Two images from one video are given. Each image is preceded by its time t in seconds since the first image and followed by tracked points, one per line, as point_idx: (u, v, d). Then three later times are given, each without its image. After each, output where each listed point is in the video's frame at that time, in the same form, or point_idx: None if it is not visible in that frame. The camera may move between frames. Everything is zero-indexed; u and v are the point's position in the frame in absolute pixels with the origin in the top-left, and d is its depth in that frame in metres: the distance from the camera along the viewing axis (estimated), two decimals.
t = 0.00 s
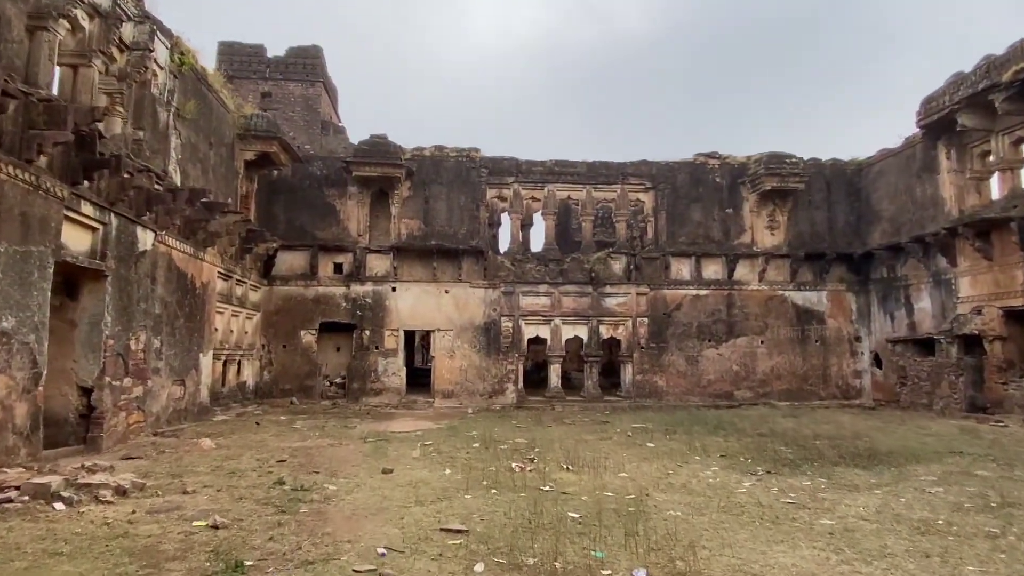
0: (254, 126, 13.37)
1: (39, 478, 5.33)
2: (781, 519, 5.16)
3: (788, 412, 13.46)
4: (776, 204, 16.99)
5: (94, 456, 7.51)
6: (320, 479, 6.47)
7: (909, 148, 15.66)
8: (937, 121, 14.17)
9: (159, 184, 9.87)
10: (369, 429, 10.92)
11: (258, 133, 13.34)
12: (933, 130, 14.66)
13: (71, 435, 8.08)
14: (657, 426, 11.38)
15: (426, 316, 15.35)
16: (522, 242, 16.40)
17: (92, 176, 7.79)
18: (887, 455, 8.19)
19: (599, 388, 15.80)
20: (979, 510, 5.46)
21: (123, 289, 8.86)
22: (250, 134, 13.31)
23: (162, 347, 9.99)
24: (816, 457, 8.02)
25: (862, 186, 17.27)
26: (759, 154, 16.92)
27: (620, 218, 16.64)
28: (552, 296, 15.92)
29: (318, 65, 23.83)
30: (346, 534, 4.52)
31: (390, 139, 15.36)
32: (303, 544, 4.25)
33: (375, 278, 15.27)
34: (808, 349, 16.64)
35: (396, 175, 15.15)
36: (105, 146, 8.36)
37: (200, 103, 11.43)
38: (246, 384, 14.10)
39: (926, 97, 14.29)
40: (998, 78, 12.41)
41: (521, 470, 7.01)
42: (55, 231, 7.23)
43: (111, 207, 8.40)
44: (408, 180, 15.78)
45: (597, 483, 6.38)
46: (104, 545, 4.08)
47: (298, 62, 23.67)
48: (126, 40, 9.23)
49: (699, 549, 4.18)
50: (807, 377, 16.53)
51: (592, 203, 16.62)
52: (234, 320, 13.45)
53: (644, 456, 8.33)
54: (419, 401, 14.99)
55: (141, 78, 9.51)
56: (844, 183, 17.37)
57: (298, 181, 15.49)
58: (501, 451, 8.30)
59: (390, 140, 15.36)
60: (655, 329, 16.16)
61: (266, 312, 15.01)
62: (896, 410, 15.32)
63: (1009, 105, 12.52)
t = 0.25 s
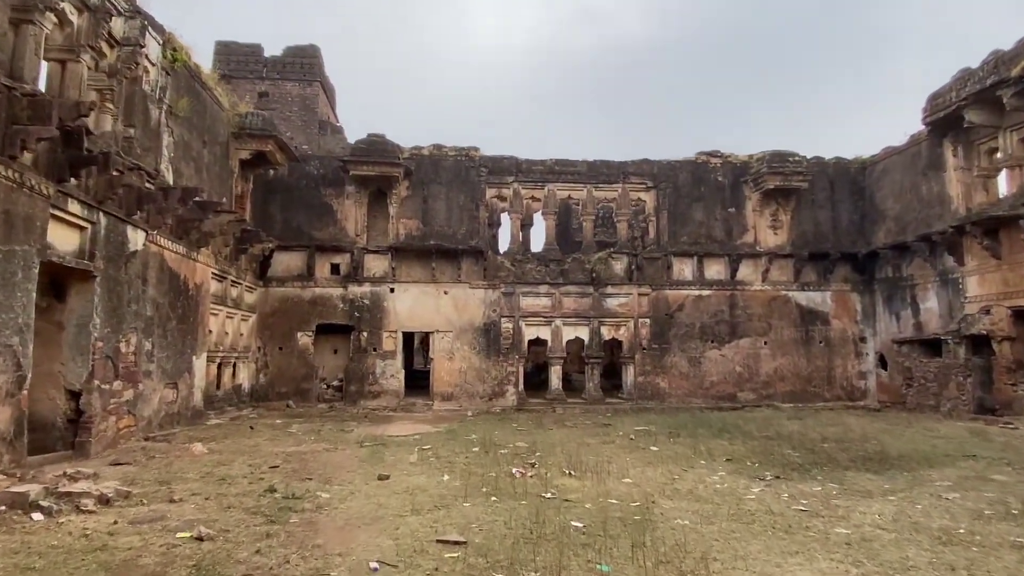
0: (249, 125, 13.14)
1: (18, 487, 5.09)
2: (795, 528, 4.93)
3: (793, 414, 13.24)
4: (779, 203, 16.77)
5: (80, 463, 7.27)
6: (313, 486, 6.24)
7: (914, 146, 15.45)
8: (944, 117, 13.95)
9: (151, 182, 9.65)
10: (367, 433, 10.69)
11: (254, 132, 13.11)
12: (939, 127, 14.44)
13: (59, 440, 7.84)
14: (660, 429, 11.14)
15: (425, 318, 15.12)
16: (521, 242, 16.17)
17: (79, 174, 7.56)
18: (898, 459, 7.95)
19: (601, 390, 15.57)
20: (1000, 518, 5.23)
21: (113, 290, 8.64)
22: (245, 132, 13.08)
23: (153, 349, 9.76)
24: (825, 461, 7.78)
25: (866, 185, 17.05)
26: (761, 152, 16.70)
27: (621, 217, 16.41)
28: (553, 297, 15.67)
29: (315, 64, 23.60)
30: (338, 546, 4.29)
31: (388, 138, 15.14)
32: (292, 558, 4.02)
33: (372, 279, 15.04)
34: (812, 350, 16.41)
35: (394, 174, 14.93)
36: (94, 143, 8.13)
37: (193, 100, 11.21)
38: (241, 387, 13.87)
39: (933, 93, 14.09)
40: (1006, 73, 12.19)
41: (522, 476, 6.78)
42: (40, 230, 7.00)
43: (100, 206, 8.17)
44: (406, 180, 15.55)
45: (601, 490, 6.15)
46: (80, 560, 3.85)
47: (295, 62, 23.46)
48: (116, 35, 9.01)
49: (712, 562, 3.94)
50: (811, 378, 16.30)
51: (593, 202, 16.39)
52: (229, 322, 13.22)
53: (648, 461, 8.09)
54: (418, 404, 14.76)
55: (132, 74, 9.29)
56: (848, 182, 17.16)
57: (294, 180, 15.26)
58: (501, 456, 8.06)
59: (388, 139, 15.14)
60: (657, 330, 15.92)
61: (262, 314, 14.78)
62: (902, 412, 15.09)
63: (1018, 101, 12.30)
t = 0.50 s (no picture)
0: (241, 121, 12.87)
1: None
2: (807, 537, 4.69)
3: (796, 416, 13.00)
4: (780, 201, 16.55)
5: (61, 468, 7.00)
6: (301, 492, 5.98)
7: (917, 143, 15.23)
8: (947, 114, 13.70)
9: (138, 179, 9.38)
10: (361, 435, 10.43)
11: (246, 128, 12.86)
12: (943, 124, 14.22)
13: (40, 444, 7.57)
14: (661, 431, 10.90)
15: (421, 318, 14.86)
16: (519, 241, 15.92)
17: (60, 168, 7.29)
18: (907, 462, 7.71)
19: (600, 392, 15.33)
20: (1021, 525, 4.99)
21: (97, 290, 8.37)
22: (237, 129, 12.82)
23: (140, 350, 9.50)
24: (832, 464, 7.54)
25: (868, 183, 16.84)
26: (762, 150, 16.48)
27: (620, 216, 16.16)
28: (551, 297, 15.41)
29: (311, 63, 23.36)
30: (323, 558, 4.04)
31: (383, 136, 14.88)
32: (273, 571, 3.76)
33: (368, 279, 14.78)
34: (814, 351, 16.19)
35: (389, 172, 14.67)
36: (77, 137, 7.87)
37: (183, 95, 10.95)
38: (234, 389, 13.60)
39: (935, 90, 13.84)
40: (1012, 68, 11.96)
41: (519, 480, 6.53)
42: (19, 226, 6.73)
43: (83, 202, 7.91)
44: (402, 178, 15.30)
45: (601, 496, 5.90)
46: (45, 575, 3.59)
47: (290, 60, 23.20)
48: (101, 27, 8.74)
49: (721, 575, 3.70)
50: (813, 379, 16.08)
51: (592, 200, 16.15)
52: (221, 322, 12.96)
53: (649, 464, 7.84)
54: (414, 406, 14.50)
55: (118, 68, 9.02)
56: (849, 180, 16.94)
57: (288, 178, 15.00)
58: (497, 460, 7.81)
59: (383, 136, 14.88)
60: (657, 331, 15.68)
61: (255, 314, 14.51)
62: (906, 413, 14.88)
63: None
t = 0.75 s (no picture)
0: (233, 118, 12.60)
1: None
2: (820, 549, 4.44)
3: (798, 418, 12.77)
4: (781, 201, 16.34)
5: (39, 475, 6.73)
6: (289, 500, 5.73)
7: (920, 142, 15.02)
8: (951, 112, 13.47)
9: (124, 175, 9.11)
10: (354, 439, 10.16)
11: (237, 125, 12.60)
12: (947, 122, 14.01)
13: (20, 450, 7.29)
14: (662, 434, 10.65)
15: (417, 319, 14.59)
16: (516, 241, 15.67)
17: (40, 163, 7.02)
18: (916, 467, 7.47)
19: (598, 394, 15.07)
20: None
21: (81, 289, 8.10)
22: (229, 126, 12.56)
23: (126, 352, 9.23)
24: (840, 470, 7.30)
25: (870, 182, 16.64)
26: (763, 149, 16.26)
27: (619, 216, 15.92)
28: (549, 297, 15.15)
29: (306, 61, 23.08)
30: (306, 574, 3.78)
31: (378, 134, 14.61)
32: None
33: (362, 279, 14.51)
34: (815, 352, 15.97)
35: (384, 171, 14.40)
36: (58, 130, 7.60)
37: (171, 90, 10.69)
38: (225, 391, 13.33)
39: (939, 88, 13.62)
40: (1018, 65, 11.75)
41: (516, 487, 6.28)
42: None
43: (65, 198, 7.64)
44: (397, 176, 15.04)
45: (602, 504, 5.65)
46: None
47: (285, 58, 22.92)
48: (86, 19, 8.48)
49: None
50: (814, 381, 15.86)
51: (590, 200, 15.91)
52: (212, 323, 12.68)
53: (651, 470, 7.59)
54: (410, 408, 14.23)
55: (103, 61, 8.75)
56: (851, 179, 16.74)
57: (282, 177, 14.73)
58: (494, 465, 7.55)
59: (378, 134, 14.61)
60: (656, 332, 15.44)
61: (247, 315, 14.23)
62: (909, 416, 14.67)
63: None
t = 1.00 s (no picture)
0: (225, 113, 12.34)
1: None
2: (836, 559, 4.21)
3: (801, 420, 12.54)
4: (783, 199, 16.13)
5: (17, 479, 6.45)
6: (276, 507, 5.47)
7: (924, 140, 14.82)
8: (956, 109, 13.26)
9: (111, 169, 8.84)
10: (348, 441, 9.90)
11: (230, 120, 12.33)
12: (952, 119, 13.80)
13: None
14: (663, 436, 10.41)
15: (414, 319, 14.33)
16: (515, 240, 15.42)
17: (20, 155, 6.76)
18: (928, 471, 7.24)
19: (598, 395, 14.83)
20: None
21: (64, 287, 7.83)
22: (221, 121, 12.30)
23: (113, 351, 8.96)
24: (849, 474, 7.07)
25: (872, 181, 16.45)
26: (765, 147, 16.04)
27: (619, 214, 15.68)
28: (548, 297, 14.90)
29: (302, 58, 22.81)
30: None
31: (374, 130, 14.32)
32: None
33: (358, 278, 14.24)
34: (818, 353, 15.75)
35: (380, 168, 14.14)
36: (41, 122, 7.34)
37: (161, 83, 10.43)
38: (217, 392, 13.05)
39: (944, 84, 13.42)
40: None
41: (515, 492, 6.04)
42: None
43: (48, 192, 7.38)
44: (394, 174, 14.78)
45: (605, 511, 5.41)
46: None
47: (281, 55, 22.65)
48: (71, 8, 8.21)
49: None
50: (817, 382, 15.64)
51: (590, 198, 15.68)
52: (203, 322, 12.41)
53: (654, 474, 7.35)
54: (406, 410, 13.97)
55: (89, 51, 8.48)
56: (853, 178, 16.54)
57: (276, 174, 14.46)
58: (491, 468, 7.30)
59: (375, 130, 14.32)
60: (657, 332, 15.20)
61: (240, 315, 13.96)
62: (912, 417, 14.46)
63: None
